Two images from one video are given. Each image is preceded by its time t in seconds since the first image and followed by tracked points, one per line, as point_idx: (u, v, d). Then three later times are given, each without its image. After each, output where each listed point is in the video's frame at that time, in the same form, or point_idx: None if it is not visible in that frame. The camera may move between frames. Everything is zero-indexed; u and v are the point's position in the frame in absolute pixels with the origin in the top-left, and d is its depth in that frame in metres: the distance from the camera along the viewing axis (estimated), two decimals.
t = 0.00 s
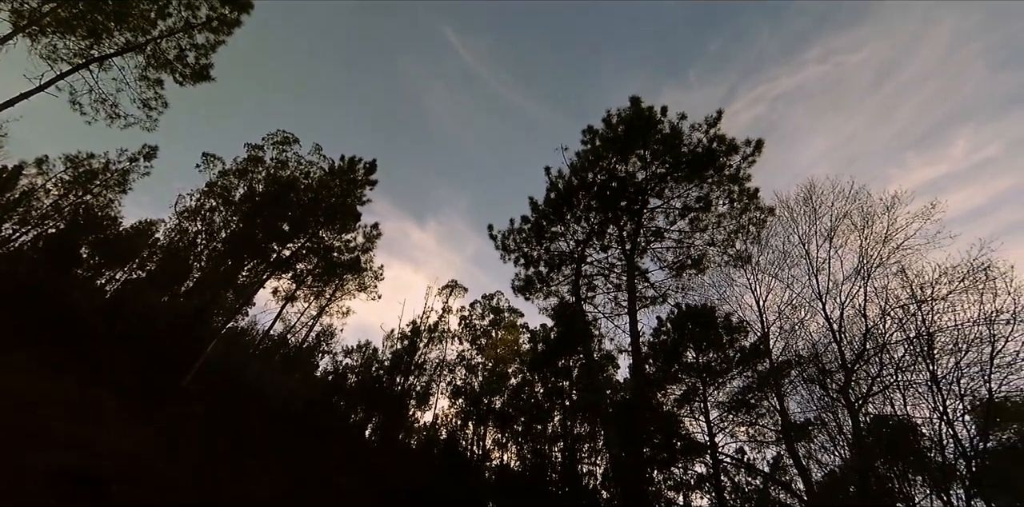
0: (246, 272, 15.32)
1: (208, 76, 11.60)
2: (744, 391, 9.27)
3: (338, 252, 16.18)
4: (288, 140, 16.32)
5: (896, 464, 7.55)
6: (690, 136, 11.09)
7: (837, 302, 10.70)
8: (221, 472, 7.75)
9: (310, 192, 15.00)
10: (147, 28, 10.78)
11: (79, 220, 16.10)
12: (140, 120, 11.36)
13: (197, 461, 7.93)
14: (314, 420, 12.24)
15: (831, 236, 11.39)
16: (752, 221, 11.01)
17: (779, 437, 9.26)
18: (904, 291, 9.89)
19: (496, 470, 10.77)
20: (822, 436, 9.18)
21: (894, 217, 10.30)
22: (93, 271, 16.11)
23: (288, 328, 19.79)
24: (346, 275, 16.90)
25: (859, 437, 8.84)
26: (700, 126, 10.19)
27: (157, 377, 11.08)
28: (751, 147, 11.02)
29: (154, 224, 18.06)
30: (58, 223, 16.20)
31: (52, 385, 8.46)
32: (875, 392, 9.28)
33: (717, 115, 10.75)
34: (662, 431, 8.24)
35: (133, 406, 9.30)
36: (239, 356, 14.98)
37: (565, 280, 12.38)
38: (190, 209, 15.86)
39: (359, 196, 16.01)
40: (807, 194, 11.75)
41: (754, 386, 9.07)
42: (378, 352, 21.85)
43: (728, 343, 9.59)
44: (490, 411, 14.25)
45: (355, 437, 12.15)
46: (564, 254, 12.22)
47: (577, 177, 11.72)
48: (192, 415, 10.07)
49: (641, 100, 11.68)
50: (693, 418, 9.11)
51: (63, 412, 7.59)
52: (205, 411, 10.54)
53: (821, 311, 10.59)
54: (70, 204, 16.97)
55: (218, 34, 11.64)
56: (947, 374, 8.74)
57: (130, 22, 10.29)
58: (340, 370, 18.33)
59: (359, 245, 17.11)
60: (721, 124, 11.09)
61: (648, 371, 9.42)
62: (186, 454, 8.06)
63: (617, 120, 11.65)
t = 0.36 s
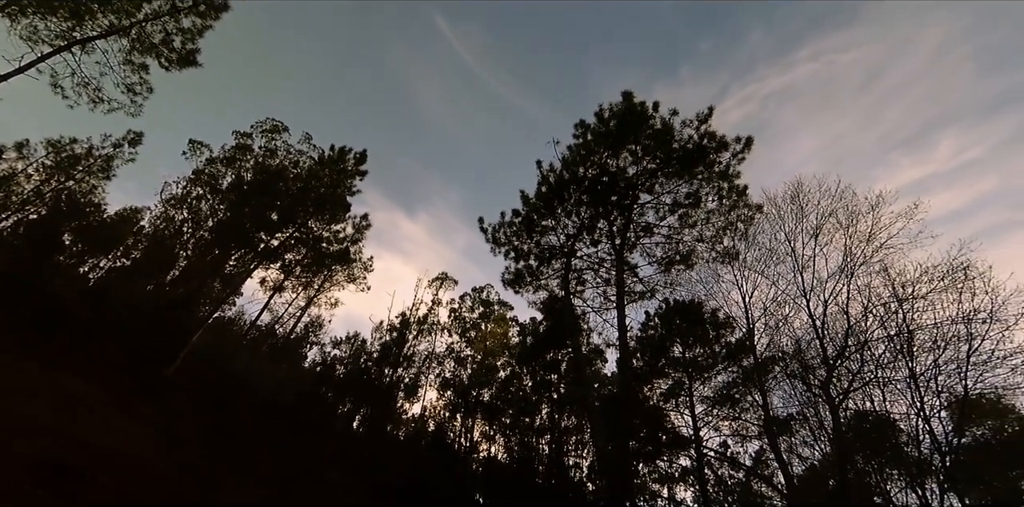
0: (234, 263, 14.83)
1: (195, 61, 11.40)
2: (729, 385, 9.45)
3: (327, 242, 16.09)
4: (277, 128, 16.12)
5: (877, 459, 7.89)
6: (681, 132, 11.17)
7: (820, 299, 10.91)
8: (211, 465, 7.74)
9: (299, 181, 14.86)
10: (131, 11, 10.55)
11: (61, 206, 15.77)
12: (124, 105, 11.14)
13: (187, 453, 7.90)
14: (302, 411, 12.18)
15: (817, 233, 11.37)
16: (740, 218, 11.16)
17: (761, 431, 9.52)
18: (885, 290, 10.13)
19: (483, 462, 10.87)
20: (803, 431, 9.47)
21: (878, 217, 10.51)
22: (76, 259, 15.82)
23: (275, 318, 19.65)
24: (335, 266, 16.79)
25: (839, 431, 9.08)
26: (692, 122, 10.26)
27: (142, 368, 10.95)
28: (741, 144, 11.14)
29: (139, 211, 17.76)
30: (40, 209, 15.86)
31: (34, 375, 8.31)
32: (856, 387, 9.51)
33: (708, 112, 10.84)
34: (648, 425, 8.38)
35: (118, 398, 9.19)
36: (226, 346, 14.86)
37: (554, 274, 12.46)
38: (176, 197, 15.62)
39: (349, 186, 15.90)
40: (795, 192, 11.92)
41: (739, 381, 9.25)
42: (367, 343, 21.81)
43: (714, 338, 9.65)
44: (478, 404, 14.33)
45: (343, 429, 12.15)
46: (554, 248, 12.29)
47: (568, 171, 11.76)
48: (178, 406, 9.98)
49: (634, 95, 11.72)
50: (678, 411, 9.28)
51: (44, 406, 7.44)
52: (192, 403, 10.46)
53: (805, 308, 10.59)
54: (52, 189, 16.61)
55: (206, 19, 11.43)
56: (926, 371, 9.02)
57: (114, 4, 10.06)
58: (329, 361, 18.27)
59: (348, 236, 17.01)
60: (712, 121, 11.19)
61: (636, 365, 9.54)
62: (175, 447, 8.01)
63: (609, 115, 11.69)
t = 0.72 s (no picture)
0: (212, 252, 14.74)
1: (177, 45, 11.14)
2: (706, 387, 9.70)
3: (310, 234, 15.91)
4: (262, 116, 15.87)
5: (848, 459, 8.16)
6: (667, 136, 11.33)
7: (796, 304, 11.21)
8: (182, 459, 7.63)
9: (282, 171, 14.65)
10: None
11: (32, 188, 15.26)
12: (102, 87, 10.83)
13: (157, 447, 7.75)
14: (280, 404, 12.03)
15: (795, 239, 11.72)
16: (722, 222, 11.38)
17: (735, 431, 9.79)
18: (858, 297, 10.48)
19: (462, 458, 10.91)
20: (776, 432, 9.73)
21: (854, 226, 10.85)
22: (47, 243, 15.34)
23: (255, 310, 19.36)
24: (317, 258, 16.57)
25: (811, 433, 9.33)
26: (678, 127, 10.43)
27: (114, 358, 10.68)
28: (725, 150, 11.35)
29: (115, 196, 17.30)
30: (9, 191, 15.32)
31: None
32: (828, 390, 9.82)
33: (694, 117, 11.02)
34: (626, 424, 8.69)
35: (88, 389, 8.96)
36: (204, 337, 14.59)
37: (538, 273, 12.55)
38: (155, 183, 15.26)
39: (334, 178, 15.74)
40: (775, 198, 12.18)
41: (716, 383, 9.52)
42: (348, 337, 21.62)
43: (694, 340, 9.86)
44: (459, 400, 14.35)
45: (322, 423, 12.06)
46: (539, 247, 12.36)
47: (554, 170, 11.85)
48: (151, 398, 9.77)
49: (622, 97, 11.85)
50: (657, 411, 9.47)
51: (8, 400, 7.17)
52: (166, 395, 10.24)
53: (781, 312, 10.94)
54: (23, 171, 16.06)
55: (190, 2, 11.17)
56: (895, 377, 9.38)
57: None
58: (309, 354, 18.08)
59: (331, 228, 16.82)
60: (697, 126, 11.36)
61: (616, 365, 9.65)
62: (144, 440, 7.85)
63: (597, 116, 11.79)
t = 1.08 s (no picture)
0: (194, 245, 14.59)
1: (161, 32, 10.92)
2: (687, 390, 9.87)
3: (293, 229, 15.73)
4: (248, 108, 15.64)
5: (820, 463, 8.46)
6: (654, 141, 11.50)
7: (775, 311, 11.46)
8: (156, 455, 7.50)
9: (267, 164, 14.46)
10: None
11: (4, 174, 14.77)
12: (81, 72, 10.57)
13: (129, 443, 7.59)
14: (258, 402, 11.85)
15: (775, 247, 11.99)
16: (705, 228, 11.59)
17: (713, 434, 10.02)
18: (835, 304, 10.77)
19: (442, 458, 10.87)
20: (752, 436, 9.93)
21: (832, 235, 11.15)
22: (18, 231, 14.85)
23: (234, 304, 19.02)
24: (300, 254, 16.38)
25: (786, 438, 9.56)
26: (664, 133, 10.59)
27: (86, 351, 10.39)
28: (710, 157, 11.56)
29: (91, 185, 16.82)
30: None
31: None
32: (804, 396, 10.06)
33: (680, 123, 11.20)
34: (607, 426, 8.77)
35: (57, 384, 8.70)
36: (182, 331, 14.31)
37: (523, 273, 12.60)
38: (134, 173, 14.91)
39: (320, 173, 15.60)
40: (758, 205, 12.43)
41: (696, 387, 9.69)
42: (330, 334, 21.39)
43: (676, 344, 9.99)
44: (441, 400, 14.31)
45: (301, 420, 11.91)
46: (524, 248, 12.42)
47: (542, 172, 11.91)
48: (124, 392, 9.55)
49: (610, 101, 11.99)
50: (637, 413, 9.62)
51: None
52: (139, 390, 10.01)
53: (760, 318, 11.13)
54: None
55: None
56: (868, 383, 9.66)
57: None
58: (289, 351, 17.82)
59: (316, 224, 16.65)
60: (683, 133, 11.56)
61: (599, 367, 9.75)
62: (116, 435, 7.70)
63: (585, 119, 11.90)
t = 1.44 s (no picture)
0: (166, 233, 14.44)
1: (137, 13, 10.59)
2: (661, 392, 10.07)
3: (270, 220, 15.50)
4: (227, 95, 15.29)
5: (786, 466, 8.68)
6: (637, 145, 11.68)
7: (747, 315, 11.79)
8: (119, 450, 7.30)
9: (245, 153, 14.17)
10: None
11: None
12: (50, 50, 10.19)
13: (90, 437, 7.37)
14: (229, 395, 11.61)
15: (750, 253, 12.34)
16: (684, 233, 11.84)
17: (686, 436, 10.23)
18: (804, 311, 11.14)
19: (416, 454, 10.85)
20: (722, 437, 10.27)
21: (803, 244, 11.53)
22: None
23: (207, 295, 18.58)
24: (277, 245, 16.07)
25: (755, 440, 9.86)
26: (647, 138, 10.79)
27: (47, 340, 10.02)
28: (691, 163, 11.81)
29: (58, 168, 16.21)
30: None
31: None
32: (772, 399, 10.40)
33: (663, 128, 11.42)
34: (581, 425, 8.87)
35: (15, 375, 8.37)
36: (151, 321, 13.90)
37: (504, 272, 12.65)
38: (104, 157, 14.43)
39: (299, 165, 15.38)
40: (734, 212, 12.75)
41: (670, 388, 9.91)
42: (305, 328, 21.06)
43: (652, 346, 10.18)
44: (417, 397, 14.25)
45: (273, 414, 11.72)
46: (506, 247, 12.47)
47: (525, 171, 11.99)
48: (88, 383, 9.26)
49: (595, 104, 12.13)
50: (613, 414, 9.78)
51: None
52: (104, 382, 9.72)
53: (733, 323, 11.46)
54: None
55: None
56: (834, 388, 10.05)
57: None
58: (263, 344, 17.49)
59: (294, 216, 16.38)
60: (665, 138, 11.78)
61: (576, 367, 9.87)
62: (77, 429, 7.46)
63: (570, 121, 12.02)
